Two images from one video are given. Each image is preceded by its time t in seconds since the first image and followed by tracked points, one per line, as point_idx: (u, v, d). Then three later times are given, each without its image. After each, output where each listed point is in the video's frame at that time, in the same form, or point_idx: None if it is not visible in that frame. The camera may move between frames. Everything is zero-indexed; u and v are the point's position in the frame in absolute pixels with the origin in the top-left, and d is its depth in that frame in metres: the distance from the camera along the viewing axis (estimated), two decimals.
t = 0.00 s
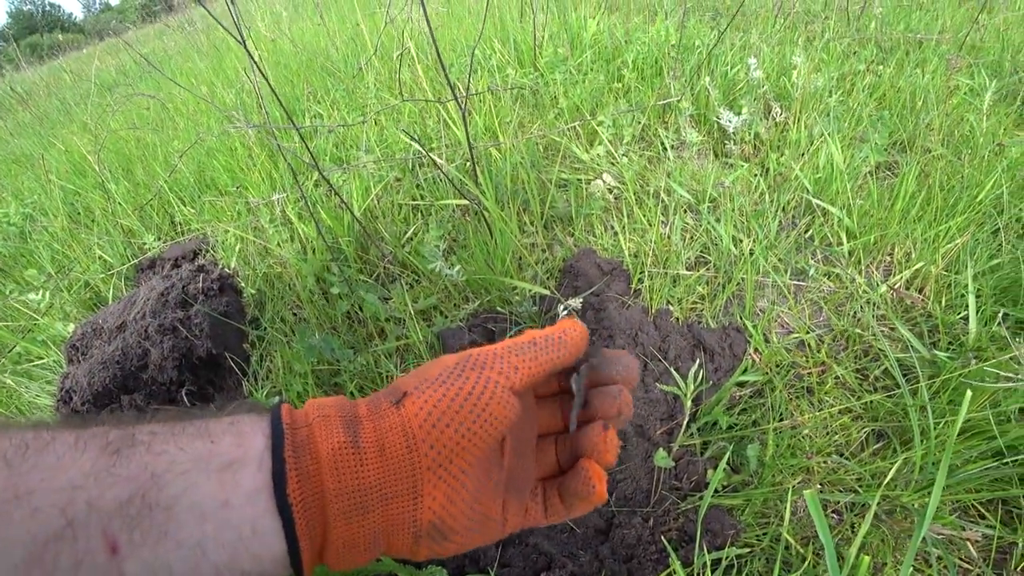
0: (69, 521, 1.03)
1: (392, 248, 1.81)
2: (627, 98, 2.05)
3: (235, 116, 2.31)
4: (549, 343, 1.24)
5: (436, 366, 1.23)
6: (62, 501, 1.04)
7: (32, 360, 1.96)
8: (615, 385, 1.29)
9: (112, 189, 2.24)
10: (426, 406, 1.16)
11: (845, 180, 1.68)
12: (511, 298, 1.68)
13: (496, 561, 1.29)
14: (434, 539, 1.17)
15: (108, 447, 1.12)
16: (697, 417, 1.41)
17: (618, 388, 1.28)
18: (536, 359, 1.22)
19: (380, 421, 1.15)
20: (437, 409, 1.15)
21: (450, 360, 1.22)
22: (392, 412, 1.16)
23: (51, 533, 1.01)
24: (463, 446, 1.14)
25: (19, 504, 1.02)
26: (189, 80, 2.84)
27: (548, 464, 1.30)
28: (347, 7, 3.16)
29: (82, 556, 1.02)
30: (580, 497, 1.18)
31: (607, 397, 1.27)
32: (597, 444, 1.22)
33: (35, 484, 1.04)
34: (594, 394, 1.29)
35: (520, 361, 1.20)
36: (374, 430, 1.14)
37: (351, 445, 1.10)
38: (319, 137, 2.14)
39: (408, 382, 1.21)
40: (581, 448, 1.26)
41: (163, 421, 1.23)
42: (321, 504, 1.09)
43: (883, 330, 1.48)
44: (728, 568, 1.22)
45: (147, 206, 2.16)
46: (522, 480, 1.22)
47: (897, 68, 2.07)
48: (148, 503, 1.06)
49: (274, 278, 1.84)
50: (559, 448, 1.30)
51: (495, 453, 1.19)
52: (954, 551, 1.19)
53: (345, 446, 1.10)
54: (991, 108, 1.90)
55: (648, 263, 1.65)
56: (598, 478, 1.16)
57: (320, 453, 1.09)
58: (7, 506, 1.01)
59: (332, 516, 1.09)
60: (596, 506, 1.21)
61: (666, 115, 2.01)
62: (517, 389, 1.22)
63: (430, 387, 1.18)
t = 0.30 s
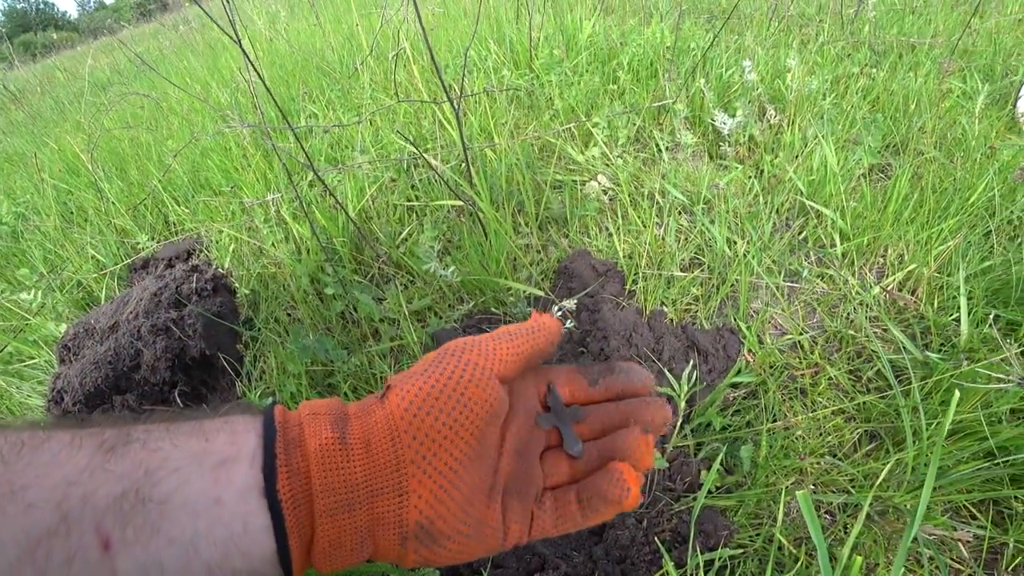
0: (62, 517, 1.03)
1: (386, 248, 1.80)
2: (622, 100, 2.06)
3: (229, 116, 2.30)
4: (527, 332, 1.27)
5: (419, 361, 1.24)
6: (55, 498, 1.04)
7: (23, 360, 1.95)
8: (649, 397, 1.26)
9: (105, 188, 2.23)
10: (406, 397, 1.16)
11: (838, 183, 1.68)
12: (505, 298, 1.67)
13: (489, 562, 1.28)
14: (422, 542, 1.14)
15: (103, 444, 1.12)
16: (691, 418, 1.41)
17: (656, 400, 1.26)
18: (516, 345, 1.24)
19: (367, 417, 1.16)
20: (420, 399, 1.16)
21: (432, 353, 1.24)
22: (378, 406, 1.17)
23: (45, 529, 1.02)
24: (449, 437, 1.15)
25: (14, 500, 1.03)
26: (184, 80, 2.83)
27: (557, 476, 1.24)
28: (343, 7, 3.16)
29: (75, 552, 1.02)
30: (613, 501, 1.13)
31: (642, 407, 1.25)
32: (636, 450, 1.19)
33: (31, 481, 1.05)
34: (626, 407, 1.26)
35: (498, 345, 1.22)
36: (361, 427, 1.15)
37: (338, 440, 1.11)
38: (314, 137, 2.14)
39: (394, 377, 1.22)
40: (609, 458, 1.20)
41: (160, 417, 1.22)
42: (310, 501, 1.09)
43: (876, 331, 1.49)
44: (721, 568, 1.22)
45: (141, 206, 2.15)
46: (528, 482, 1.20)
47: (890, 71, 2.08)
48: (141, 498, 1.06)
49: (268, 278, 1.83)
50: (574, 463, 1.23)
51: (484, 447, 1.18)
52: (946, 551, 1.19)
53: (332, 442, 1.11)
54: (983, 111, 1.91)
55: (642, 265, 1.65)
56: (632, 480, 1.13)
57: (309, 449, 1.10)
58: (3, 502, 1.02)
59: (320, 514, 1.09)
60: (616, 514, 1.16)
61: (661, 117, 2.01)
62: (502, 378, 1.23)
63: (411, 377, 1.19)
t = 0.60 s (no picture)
0: (65, 517, 1.03)
1: (382, 249, 1.80)
2: (619, 102, 2.07)
3: (225, 115, 2.30)
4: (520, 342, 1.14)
5: (403, 369, 1.17)
6: (58, 499, 1.04)
7: (16, 359, 1.94)
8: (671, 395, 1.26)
9: (99, 187, 2.22)
10: (379, 410, 1.12)
11: (833, 186, 1.69)
12: (501, 300, 1.67)
13: (483, 563, 1.28)
14: (405, 548, 1.13)
15: (103, 446, 1.13)
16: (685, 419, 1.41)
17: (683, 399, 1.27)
18: (501, 359, 1.12)
19: (350, 427, 1.14)
20: (394, 414, 1.10)
21: (415, 361, 1.15)
22: (359, 416, 1.14)
23: (47, 531, 1.01)
24: (428, 449, 1.10)
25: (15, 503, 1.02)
26: (180, 78, 2.82)
27: (575, 465, 1.21)
28: (340, 6, 3.15)
29: (77, 553, 1.01)
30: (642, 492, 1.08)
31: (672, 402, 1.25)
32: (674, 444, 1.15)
33: (33, 482, 1.05)
34: (651, 399, 1.25)
35: (481, 356, 1.11)
36: (343, 438, 1.14)
37: (319, 452, 1.12)
38: (310, 136, 2.13)
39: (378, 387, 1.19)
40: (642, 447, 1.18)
41: (157, 419, 1.24)
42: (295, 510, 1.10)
43: (869, 334, 1.50)
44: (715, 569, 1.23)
45: (136, 204, 2.15)
46: (532, 478, 1.17)
47: (884, 76, 2.10)
48: (142, 502, 1.06)
49: (263, 278, 1.83)
50: (595, 452, 1.21)
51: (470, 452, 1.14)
52: (938, 552, 1.20)
53: (315, 452, 1.12)
54: (976, 116, 1.93)
55: (638, 266, 1.66)
56: (663, 470, 1.08)
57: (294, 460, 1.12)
58: (5, 502, 1.01)
59: (302, 525, 1.10)
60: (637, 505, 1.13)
61: (657, 120, 2.02)
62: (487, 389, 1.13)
63: (390, 389, 1.13)
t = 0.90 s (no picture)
0: (69, 541, 1.06)
1: (381, 248, 1.80)
2: (617, 102, 2.07)
3: (223, 113, 2.29)
4: (562, 394, 1.07)
5: (428, 396, 1.12)
6: (61, 521, 1.07)
7: (12, 358, 1.94)
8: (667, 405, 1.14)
9: (96, 184, 2.21)
10: (409, 443, 1.09)
11: (830, 187, 1.70)
12: (500, 299, 1.67)
13: (483, 561, 1.29)
14: (422, 559, 1.15)
15: (104, 464, 1.12)
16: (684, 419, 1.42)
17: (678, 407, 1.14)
18: (543, 406, 1.06)
19: (369, 453, 1.12)
20: (426, 450, 1.08)
21: (444, 392, 1.10)
22: (381, 443, 1.12)
23: (53, 552, 1.06)
24: (456, 482, 1.08)
25: (18, 525, 1.05)
26: (177, 75, 2.82)
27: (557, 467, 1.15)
28: (339, 5, 3.15)
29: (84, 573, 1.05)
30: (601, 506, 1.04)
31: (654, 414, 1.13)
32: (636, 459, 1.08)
33: (32, 503, 1.07)
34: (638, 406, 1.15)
35: (522, 406, 1.05)
36: (363, 462, 1.11)
37: (339, 481, 1.09)
38: (308, 135, 2.13)
39: (402, 411, 1.14)
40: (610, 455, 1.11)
41: (159, 425, 1.21)
42: (312, 530, 1.10)
43: (865, 334, 1.51)
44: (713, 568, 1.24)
45: (133, 202, 2.14)
46: (526, 487, 1.12)
47: (881, 78, 2.11)
48: (146, 525, 1.07)
49: (262, 277, 1.82)
50: (576, 453, 1.14)
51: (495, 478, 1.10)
52: (933, 551, 1.21)
53: (333, 478, 1.09)
54: (972, 119, 1.94)
55: (636, 266, 1.66)
56: (620, 492, 1.03)
57: (309, 485, 1.10)
58: (7, 525, 1.05)
59: (320, 543, 1.10)
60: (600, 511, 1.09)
61: (655, 120, 2.03)
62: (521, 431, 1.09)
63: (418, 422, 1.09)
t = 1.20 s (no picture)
0: (62, 542, 1.07)
1: (378, 247, 1.80)
2: (614, 102, 2.08)
3: (220, 112, 2.29)
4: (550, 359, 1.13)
5: (427, 383, 1.15)
6: (54, 521, 1.07)
7: (7, 356, 1.93)
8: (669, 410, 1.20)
9: (91, 182, 2.21)
10: (413, 429, 1.11)
11: (825, 188, 1.71)
12: (496, 298, 1.67)
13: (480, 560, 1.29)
14: (421, 556, 1.15)
15: (98, 465, 1.12)
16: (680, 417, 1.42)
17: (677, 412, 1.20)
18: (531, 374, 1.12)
19: (370, 444, 1.12)
20: (429, 435, 1.10)
21: (441, 377, 1.14)
22: (382, 433, 1.13)
23: (47, 553, 1.06)
24: (457, 467, 1.11)
25: (12, 525, 1.05)
26: (173, 73, 2.81)
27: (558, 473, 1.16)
28: (336, 3, 3.15)
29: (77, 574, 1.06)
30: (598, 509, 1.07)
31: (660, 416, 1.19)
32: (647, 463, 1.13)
33: (27, 503, 1.07)
34: (641, 413, 1.19)
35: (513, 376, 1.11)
36: (363, 453, 1.11)
37: (340, 471, 1.09)
38: (305, 134, 2.13)
39: (400, 400, 1.16)
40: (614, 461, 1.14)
41: (154, 425, 1.21)
42: (312, 525, 1.10)
43: (860, 334, 1.52)
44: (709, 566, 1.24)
45: (129, 200, 2.13)
46: (525, 490, 1.13)
47: (877, 78, 2.12)
48: (140, 525, 1.08)
49: (258, 276, 1.82)
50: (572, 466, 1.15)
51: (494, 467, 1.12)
52: (927, 548, 1.22)
53: (335, 471, 1.09)
54: (966, 120, 1.95)
55: (633, 266, 1.66)
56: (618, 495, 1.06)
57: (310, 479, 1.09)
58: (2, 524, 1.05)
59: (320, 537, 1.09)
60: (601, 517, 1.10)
61: (652, 120, 2.03)
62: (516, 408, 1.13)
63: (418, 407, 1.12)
